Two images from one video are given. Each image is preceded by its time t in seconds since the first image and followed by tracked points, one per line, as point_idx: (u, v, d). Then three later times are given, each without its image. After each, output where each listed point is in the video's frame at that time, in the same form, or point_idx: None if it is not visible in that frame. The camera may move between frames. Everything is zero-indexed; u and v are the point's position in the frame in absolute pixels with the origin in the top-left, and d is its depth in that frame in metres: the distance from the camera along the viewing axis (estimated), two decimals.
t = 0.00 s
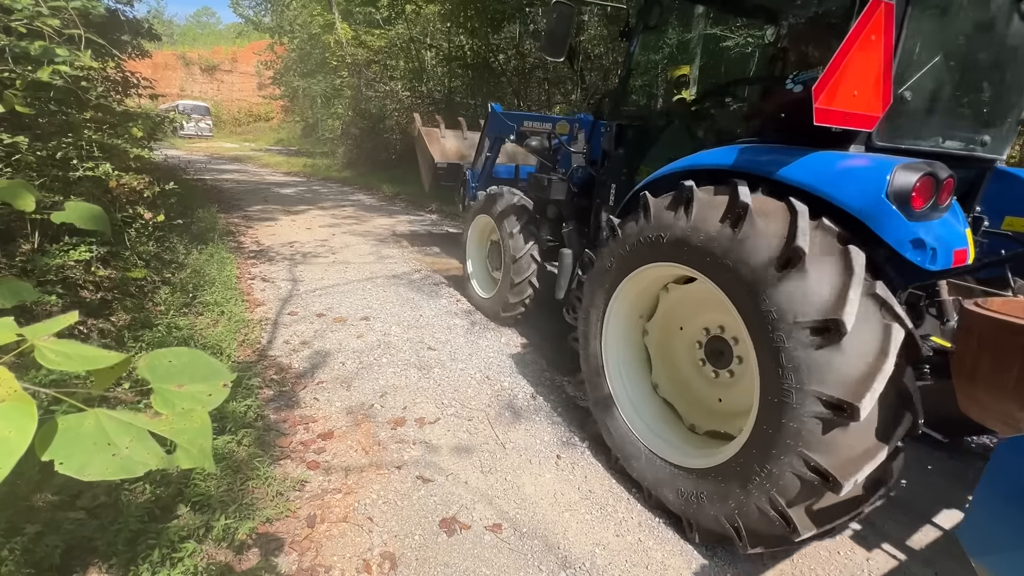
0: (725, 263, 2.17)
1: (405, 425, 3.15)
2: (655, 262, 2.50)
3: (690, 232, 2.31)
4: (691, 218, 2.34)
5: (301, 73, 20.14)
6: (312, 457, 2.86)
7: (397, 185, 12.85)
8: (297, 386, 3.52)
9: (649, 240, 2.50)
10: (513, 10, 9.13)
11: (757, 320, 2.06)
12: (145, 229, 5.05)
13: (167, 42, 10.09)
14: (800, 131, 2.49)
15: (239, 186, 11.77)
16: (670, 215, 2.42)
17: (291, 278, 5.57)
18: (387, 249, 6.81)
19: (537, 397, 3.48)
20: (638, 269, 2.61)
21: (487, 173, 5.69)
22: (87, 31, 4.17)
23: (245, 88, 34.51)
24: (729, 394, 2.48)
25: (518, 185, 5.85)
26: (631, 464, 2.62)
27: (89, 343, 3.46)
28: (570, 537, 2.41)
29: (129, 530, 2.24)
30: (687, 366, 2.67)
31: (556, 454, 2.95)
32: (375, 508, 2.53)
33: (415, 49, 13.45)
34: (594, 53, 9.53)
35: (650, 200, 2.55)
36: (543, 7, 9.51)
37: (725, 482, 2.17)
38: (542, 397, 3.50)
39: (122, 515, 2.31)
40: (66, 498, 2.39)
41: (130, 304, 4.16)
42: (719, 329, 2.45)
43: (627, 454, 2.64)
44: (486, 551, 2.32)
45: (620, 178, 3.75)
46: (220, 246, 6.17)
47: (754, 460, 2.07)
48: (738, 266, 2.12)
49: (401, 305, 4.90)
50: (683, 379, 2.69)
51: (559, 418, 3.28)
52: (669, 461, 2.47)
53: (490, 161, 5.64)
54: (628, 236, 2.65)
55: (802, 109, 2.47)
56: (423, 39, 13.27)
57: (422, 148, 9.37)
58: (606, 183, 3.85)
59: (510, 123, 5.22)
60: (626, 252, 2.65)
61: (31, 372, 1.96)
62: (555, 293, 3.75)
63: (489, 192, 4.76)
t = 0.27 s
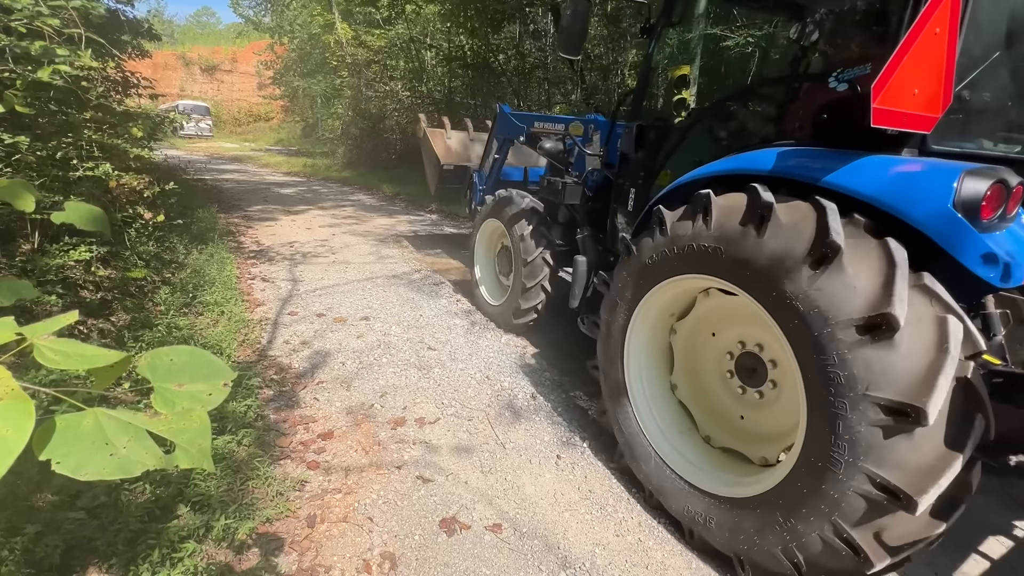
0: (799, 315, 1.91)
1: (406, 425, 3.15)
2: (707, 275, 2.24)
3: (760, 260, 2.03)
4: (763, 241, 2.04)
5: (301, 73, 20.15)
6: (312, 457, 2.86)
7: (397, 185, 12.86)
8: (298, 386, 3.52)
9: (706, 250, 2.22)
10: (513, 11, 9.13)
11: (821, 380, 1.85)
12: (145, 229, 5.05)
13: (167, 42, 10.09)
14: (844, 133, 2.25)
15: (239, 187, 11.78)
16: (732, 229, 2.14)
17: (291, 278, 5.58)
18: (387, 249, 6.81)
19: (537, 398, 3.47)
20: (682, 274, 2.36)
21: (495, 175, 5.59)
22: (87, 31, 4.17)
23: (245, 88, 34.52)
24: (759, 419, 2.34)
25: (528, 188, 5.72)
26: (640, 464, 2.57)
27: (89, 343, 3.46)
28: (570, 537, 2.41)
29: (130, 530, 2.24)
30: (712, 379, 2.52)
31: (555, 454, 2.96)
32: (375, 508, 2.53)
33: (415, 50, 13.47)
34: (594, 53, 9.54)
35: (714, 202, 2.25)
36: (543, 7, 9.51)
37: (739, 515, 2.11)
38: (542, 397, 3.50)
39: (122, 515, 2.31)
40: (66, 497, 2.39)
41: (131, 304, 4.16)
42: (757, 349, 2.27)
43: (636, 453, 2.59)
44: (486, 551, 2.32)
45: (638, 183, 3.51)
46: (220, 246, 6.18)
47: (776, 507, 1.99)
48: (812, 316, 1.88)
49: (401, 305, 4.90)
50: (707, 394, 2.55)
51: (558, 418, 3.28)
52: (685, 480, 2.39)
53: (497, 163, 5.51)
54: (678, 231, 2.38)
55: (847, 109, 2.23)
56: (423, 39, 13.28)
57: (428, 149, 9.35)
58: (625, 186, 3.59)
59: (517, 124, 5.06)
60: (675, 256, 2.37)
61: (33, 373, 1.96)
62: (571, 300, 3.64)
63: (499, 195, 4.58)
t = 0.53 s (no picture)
0: (884, 383, 1.66)
1: (406, 425, 3.15)
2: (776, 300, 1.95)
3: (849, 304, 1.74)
4: (858, 281, 1.74)
5: (301, 73, 20.16)
6: (312, 457, 2.86)
7: (397, 185, 12.87)
8: (297, 386, 3.52)
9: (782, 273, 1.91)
10: (513, 10, 9.14)
11: (891, 453, 1.66)
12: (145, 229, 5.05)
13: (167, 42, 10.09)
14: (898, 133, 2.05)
15: (240, 187, 11.79)
16: (815, 255, 1.84)
17: (291, 278, 5.58)
18: (387, 249, 6.81)
19: (537, 398, 3.47)
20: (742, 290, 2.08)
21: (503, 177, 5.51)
22: (87, 31, 4.17)
23: (245, 88, 34.53)
24: (794, 445, 2.18)
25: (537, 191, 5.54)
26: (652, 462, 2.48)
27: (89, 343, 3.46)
28: (570, 537, 2.41)
29: (130, 530, 2.24)
30: (744, 392, 2.35)
31: (555, 453, 2.95)
32: (375, 508, 2.53)
33: (416, 49, 13.46)
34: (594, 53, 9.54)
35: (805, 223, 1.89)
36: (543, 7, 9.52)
37: (754, 544, 2.06)
38: (542, 397, 3.50)
39: (122, 515, 2.31)
40: (66, 497, 2.39)
41: (131, 304, 4.16)
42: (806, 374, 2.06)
43: (648, 450, 2.50)
44: (486, 551, 2.32)
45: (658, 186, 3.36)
46: (220, 246, 6.18)
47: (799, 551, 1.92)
48: (900, 388, 1.63)
49: (400, 305, 4.90)
50: (737, 408, 2.37)
51: (559, 418, 3.27)
52: (698, 490, 2.31)
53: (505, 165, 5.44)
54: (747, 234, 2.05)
55: (904, 111, 2.01)
56: (423, 39, 13.29)
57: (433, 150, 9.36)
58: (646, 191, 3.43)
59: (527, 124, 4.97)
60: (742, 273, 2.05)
61: (33, 373, 1.96)
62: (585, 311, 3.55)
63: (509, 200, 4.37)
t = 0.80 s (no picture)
0: (982, 473, 1.50)
1: (405, 425, 3.15)
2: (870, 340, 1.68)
3: (961, 376, 1.52)
4: (985, 353, 1.51)
5: (301, 73, 20.17)
6: (312, 457, 2.86)
7: (398, 185, 12.87)
8: (297, 386, 3.52)
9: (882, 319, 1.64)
10: (513, 10, 9.14)
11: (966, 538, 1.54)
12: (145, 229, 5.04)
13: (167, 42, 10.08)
14: (969, 133, 1.95)
15: (240, 187, 11.78)
16: (937, 311, 1.57)
17: (291, 278, 5.58)
18: (388, 249, 6.81)
19: (538, 397, 3.47)
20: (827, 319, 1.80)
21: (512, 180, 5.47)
22: (87, 31, 4.17)
23: (245, 89, 34.52)
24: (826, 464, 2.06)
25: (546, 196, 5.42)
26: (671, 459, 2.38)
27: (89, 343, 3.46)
28: (571, 537, 2.41)
29: (129, 530, 2.24)
30: (779, 402, 2.16)
31: (555, 454, 2.95)
32: (375, 508, 2.53)
33: (415, 49, 13.45)
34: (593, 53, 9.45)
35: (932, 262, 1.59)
36: (543, 8, 9.51)
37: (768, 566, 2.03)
38: (542, 397, 3.50)
39: (122, 515, 2.31)
40: (66, 498, 2.39)
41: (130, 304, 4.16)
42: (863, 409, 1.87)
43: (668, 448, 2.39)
44: (486, 551, 2.31)
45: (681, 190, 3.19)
46: (220, 246, 6.19)
47: None
48: (1001, 482, 1.47)
49: (401, 305, 4.90)
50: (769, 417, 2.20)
51: (559, 418, 3.27)
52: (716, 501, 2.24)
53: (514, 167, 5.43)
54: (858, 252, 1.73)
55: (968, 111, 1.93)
56: (423, 39, 13.29)
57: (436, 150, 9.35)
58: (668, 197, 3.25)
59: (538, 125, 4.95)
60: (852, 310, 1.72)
61: (34, 373, 1.96)
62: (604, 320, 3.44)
63: (522, 203, 4.30)
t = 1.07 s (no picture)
0: None
1: (406, 425, 3.16)
2: None
3: None
4: None
5: (301, 73, 20.18)
6: (312, 457, 2.86)
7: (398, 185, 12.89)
8: (298, 386, 3.52)
9: None
10: (513, 11, 9.15)
11: None
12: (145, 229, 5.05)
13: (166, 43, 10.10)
14: None
15: (240, 187, 11.79)
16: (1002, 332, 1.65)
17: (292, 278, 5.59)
18: (388, 249, 6.82)
19: (538, 397, 3.48)
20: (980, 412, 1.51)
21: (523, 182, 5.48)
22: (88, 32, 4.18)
23: (245, 89, 34.54)
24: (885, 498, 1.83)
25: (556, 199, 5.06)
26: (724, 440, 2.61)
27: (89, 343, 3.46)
28: (571, 537, 2.41)
29: (130, 530, 2.25)
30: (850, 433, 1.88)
31: (555, 454, 2.96)
32: (375, 507, 2.53)
33: (416, 50, 13.47)
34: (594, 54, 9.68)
35: None
36: (542, 7, 9.51)
37: None
38: (543, 397, 3.50)
39: (123, 515, 2.32)
40: (67, 497, 2.40)
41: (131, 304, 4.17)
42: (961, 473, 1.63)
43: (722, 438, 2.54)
44: (486, 551, 2.32)
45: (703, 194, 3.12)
46: (221, 246, 6.20)
47: None
48: None
49: (401, 305, 4.90)
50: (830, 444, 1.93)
51: (559, 418, 3.28)
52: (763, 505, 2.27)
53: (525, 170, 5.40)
54: None
55: None
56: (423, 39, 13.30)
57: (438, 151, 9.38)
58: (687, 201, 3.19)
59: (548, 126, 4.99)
60: None
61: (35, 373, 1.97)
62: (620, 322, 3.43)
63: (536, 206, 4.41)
